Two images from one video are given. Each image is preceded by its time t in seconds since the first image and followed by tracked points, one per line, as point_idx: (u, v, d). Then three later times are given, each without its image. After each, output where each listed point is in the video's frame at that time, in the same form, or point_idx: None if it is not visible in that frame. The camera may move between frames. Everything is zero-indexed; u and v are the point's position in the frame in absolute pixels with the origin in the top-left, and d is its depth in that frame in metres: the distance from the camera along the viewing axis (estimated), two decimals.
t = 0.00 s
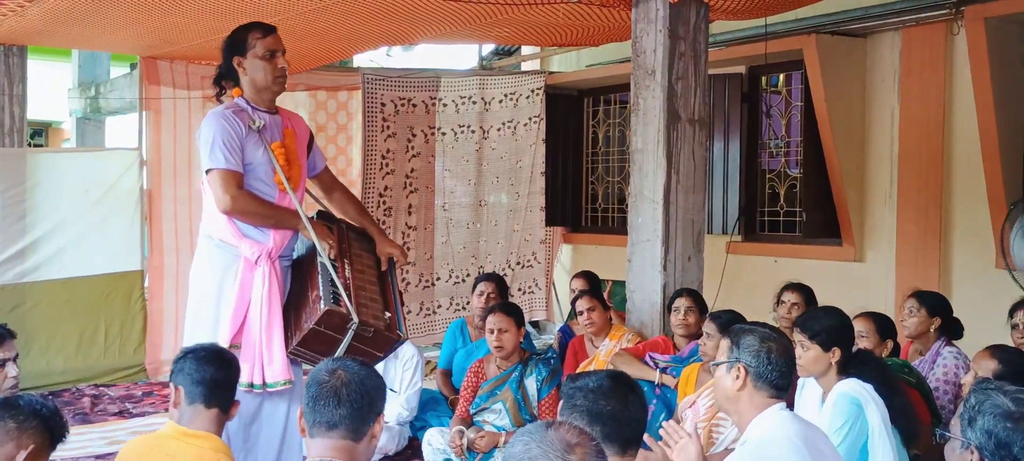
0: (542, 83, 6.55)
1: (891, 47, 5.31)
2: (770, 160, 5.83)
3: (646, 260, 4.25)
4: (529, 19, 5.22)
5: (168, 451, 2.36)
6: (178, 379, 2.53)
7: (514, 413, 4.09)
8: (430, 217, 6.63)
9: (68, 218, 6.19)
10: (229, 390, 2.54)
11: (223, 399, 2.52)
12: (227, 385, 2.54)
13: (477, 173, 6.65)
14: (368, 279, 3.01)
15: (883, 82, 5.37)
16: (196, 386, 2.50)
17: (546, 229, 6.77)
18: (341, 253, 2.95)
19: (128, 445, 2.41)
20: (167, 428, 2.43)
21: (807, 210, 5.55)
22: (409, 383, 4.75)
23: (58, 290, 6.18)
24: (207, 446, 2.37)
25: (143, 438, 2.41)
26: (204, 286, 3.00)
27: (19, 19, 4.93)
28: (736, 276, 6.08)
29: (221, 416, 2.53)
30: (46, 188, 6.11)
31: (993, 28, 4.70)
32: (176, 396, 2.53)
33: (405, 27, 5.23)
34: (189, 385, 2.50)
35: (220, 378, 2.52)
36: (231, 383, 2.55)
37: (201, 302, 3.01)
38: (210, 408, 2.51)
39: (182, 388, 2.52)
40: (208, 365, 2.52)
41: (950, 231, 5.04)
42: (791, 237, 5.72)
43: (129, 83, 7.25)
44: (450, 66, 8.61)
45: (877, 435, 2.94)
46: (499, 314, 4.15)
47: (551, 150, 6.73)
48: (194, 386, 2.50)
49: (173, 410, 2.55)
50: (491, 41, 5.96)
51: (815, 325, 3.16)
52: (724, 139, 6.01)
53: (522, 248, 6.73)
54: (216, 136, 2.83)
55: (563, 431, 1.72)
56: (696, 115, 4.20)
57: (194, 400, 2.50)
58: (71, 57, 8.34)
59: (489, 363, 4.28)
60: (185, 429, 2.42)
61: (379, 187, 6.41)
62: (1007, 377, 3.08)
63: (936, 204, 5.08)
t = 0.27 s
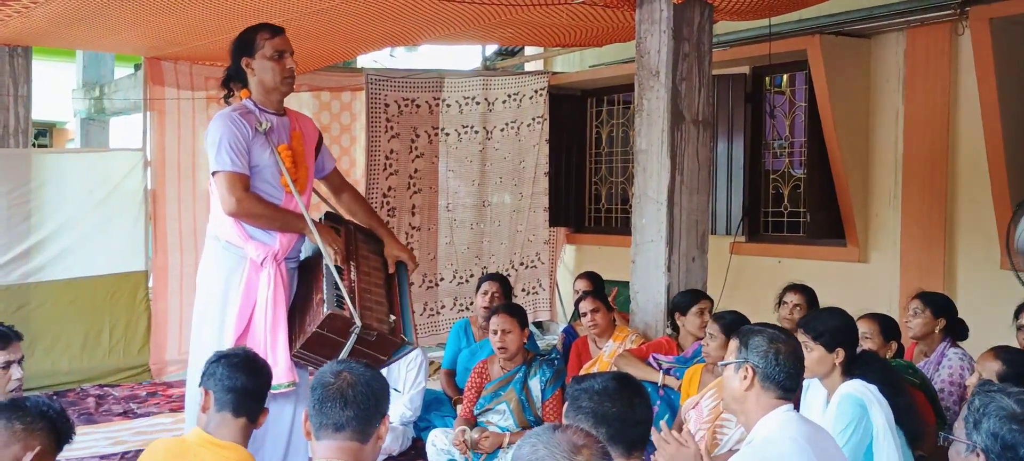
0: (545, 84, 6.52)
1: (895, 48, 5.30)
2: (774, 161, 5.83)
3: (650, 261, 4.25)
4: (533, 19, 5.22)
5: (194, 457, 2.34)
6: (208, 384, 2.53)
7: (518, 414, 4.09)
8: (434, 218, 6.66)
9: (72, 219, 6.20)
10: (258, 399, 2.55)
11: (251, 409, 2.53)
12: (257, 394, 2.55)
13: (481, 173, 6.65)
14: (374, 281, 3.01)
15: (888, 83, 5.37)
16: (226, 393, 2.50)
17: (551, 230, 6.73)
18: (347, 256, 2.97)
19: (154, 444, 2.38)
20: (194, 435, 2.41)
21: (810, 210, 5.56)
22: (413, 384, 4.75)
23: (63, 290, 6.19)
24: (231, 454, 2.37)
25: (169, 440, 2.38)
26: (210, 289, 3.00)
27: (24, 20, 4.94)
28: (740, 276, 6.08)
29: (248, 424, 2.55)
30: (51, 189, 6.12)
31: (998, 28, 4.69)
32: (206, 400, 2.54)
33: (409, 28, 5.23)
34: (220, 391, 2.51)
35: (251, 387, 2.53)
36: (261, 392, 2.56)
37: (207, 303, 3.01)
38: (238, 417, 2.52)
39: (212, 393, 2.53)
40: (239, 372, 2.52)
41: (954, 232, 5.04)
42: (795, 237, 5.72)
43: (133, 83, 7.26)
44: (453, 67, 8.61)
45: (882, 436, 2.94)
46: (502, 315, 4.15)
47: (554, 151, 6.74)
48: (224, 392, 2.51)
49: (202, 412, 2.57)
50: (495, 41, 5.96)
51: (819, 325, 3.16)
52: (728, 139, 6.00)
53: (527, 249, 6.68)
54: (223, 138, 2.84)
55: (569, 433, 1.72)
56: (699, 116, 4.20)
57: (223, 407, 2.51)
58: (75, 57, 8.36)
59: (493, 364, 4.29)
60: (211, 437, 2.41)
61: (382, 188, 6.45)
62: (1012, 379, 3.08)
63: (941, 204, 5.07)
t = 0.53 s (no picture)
0: (558, 84, 6.55)
1: (909, 48, 5.28)
2: (788, 161, 5.81)
3: (663, 262, 4.24)
4: (546, 20, 5.22)
5: (213, 452, 2.33)
6: (226, 381, 2.54)
7: (531, 415, 4.10)
8: (447, 219, 6.66)
9: (87, 219, 6.24)
10: (275, 397, 2.56)
11: (268, 406, 2.53)
12: (275, 392, 2.56)
13: (494, 173, 6.65)
14: (388, 283, 3.02)
15: (902, 83, 5.34)
16: (243, 391, 2.51)
17: (564, 230, 6.74)
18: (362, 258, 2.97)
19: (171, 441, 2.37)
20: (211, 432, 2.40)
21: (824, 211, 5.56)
22: (426, 384, 4.75)
23: (78, 290, 6.23)
24: (249, 451, 2.36)
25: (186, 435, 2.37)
26: (225, 289, 3.01)
27: (40, 22, 4.98)
28: (753, 277, 6.05)
29: (265, 422, 2.55)
30: (66, 189, 6.16)
31: (1013, 27, 4.67)
32: (224, 397, 2.55)
33: (421, 29, 5.24)
34: (237, 389, 2.51)
35: (268, 386, 2.54)
36: (278, 391, 2.57)
37: (221, 304, 3.02)
38: (255, 415, 2.53)
39: (230, 391, 2.54)
40: (257, 370, 2.53)
41: (970, 233, 5.01)
42: (809, 238, 5.70)
43: (148, 84, 7.30)
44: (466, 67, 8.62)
45: (897, 438, 2.92)
46: (515, 316, 4.14)
47: (567, 151, 6.74)
48: (241, 390, 2.51)
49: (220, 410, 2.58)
50: (507, 42, 5.96)
51: (833, 327, 3.13)
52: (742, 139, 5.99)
53: (539, 250, 6.71)
54: (238, 140, 2.85)
55: (584, 435, 1.71)
56: (712, 117, 4.19)
57: (241, 404, 2.52)
58: (90, 59, 8.41)
59: (506, 365, 4.28)
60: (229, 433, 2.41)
61: (395, 188, 6.43)
62: None
63: (956, 205, 5.04)
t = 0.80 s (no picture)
0: (576, 84, 6.48)
1: (931, 47, 5.24)
2: (808, 161, 5.78)
3: (683, 262, 4.23)
4: (564, 20, 5.21)
5: (217, 447, 2.39)
6: (225, 380, 2.54)
7: (550, 416, 4.10)
8: (466, 219, 6.66)
9: (109, 220, 6.29)
10: (274, 392, 2.54)
11: (267, 402, 2.52)
12: (273, 387, 2.54)
13: (512, 174, 6.65)
14: (408, 284, 3.03)
15: (924, 82, 5.30)
16: (241, 389, 2.50)
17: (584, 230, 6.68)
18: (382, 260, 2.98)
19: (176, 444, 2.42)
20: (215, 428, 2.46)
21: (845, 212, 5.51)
22: (445, 384, 4.76)
23: (100, 290, 6.28)
24: (252, 444, 2.41)
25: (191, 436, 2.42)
26: (247, 289, 3.05)
27: (63, 24, 5.02)
28: (773, 278, 6.03)
29: (267, 415, 2.54)
30: (89, 190, 6.22)
31: None
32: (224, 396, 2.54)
33: (440, 30, 5.25)
34: (235, 387, 2.50)
35: (266, 381, 2.52)
36: (277, 385, 2.55)
37: (244, 303, 3.06)
38: (256, 411, 2.51)
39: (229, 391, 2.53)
40: (253, 366, 2.52)
41: (993, 233, 4.96)
42: (829, 239, 5.66)
43: (169, 85, 7.36)
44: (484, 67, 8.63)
45: (919, 440, 2.89)
46: (533, 317, 4.15)
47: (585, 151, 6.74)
48: (239, 388, 2.50)
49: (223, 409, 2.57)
50: (526, 43, 5.96)
51: (854, 329, 3.09)
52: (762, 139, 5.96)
53: (558, 250, 6.69)
54: (260, 141, 2.87)
55: (605, 438, 1.70)
56: (732, 117, 4.17)
57: (242, 403, 2.50)
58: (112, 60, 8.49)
59: (525, 365, 4.29)
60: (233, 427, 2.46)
61: (414, 189, 6.48)
62: None
63: (979, 206, 5.00)
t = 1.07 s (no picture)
0: (602, 84, 6.51)
1: (961, 46, 5.18)
2: (835, 161, 5.74)
3: (709, 262, 4.21)
4: (589, 20, 5.20)
5: (227, 448, 2.36)
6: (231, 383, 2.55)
7: (575, 416, 4.09)
8: (490, 219, 6.67)
9: (138, 220, 6.36)
10: (272, 381, 2.52)
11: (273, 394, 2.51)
12: (271, 376, 2.52)
13: (537, 174, 6.65)
14: (435, 285, 3.04)
15: (953, 81, 5.24)
16: (245, 388, 2.51)
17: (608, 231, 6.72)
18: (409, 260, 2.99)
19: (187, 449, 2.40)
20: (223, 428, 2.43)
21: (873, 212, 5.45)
22: (469, 384, 4.76)
23: (128, 289, 6.35)
24: (263, 440, 2.38)
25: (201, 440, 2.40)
26: (274, 288, 3.07)
27: (92, 26, 5.08)
28: (800, 278, 5.97)
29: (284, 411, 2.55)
30: (118, 190, 6.29)
31: None
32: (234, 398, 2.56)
33: (465, 30, 5.26)
34: (240, 389, 2.52)
35: (260, 371, 2.51)
36: (275, 375, 2.53)
37: (270, 302, 3.07)
38: (257, 402, 2.50)
39: (232, 387, 2.55)
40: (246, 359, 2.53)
41: None
42: (857, 239, 5.62)
43: (196, 86, 7.43)
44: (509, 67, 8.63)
45: (948, 442, 2.87)
46: (558, 317, 4.13)
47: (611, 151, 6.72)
48: (243, 387, 2.51)
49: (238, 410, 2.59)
50: (550, 43, 5.95)
51: (883, 330, 3.06)
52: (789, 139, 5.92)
53: (583, 249, 6.69)
54: (286, 142, 2.89)
55: (627, 439, 1.70)
56: (759, 116, 4.15)
57: (241, 397, 2.51)
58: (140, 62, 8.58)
59: (551, 366, 4.29)
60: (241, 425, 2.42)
61: (439, 189, 6.49)
62: None
63: (1009, 206, 4.94)
